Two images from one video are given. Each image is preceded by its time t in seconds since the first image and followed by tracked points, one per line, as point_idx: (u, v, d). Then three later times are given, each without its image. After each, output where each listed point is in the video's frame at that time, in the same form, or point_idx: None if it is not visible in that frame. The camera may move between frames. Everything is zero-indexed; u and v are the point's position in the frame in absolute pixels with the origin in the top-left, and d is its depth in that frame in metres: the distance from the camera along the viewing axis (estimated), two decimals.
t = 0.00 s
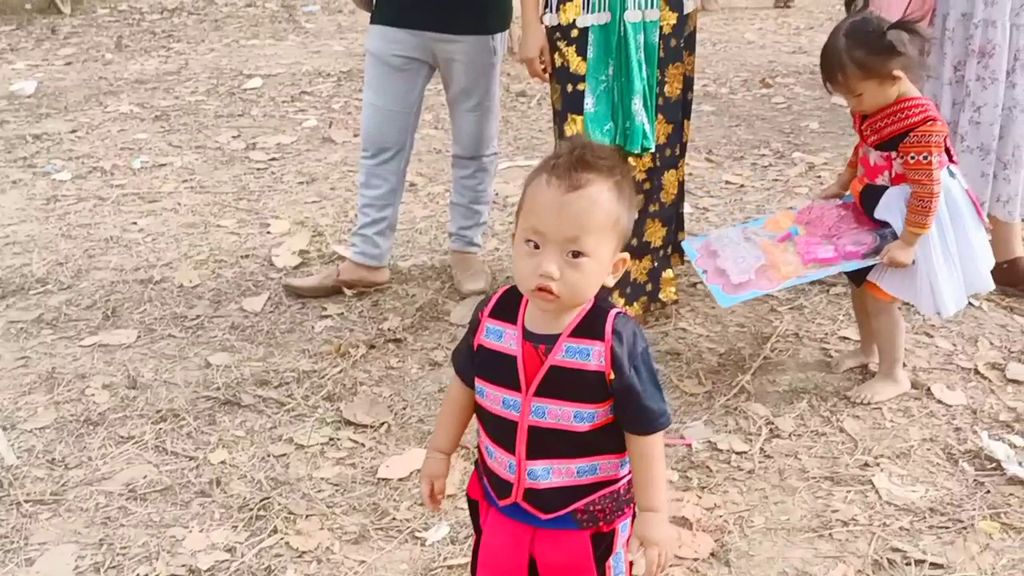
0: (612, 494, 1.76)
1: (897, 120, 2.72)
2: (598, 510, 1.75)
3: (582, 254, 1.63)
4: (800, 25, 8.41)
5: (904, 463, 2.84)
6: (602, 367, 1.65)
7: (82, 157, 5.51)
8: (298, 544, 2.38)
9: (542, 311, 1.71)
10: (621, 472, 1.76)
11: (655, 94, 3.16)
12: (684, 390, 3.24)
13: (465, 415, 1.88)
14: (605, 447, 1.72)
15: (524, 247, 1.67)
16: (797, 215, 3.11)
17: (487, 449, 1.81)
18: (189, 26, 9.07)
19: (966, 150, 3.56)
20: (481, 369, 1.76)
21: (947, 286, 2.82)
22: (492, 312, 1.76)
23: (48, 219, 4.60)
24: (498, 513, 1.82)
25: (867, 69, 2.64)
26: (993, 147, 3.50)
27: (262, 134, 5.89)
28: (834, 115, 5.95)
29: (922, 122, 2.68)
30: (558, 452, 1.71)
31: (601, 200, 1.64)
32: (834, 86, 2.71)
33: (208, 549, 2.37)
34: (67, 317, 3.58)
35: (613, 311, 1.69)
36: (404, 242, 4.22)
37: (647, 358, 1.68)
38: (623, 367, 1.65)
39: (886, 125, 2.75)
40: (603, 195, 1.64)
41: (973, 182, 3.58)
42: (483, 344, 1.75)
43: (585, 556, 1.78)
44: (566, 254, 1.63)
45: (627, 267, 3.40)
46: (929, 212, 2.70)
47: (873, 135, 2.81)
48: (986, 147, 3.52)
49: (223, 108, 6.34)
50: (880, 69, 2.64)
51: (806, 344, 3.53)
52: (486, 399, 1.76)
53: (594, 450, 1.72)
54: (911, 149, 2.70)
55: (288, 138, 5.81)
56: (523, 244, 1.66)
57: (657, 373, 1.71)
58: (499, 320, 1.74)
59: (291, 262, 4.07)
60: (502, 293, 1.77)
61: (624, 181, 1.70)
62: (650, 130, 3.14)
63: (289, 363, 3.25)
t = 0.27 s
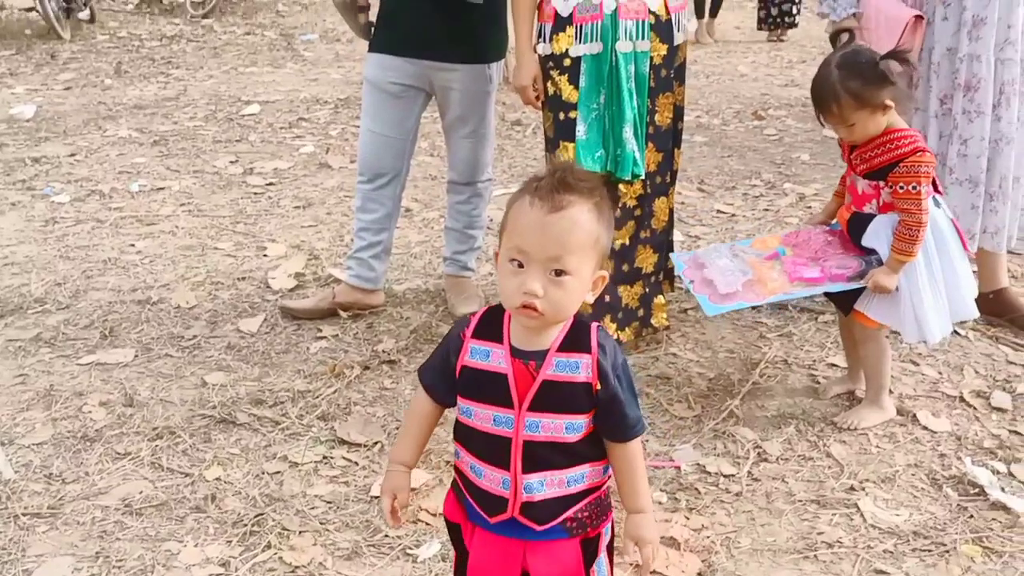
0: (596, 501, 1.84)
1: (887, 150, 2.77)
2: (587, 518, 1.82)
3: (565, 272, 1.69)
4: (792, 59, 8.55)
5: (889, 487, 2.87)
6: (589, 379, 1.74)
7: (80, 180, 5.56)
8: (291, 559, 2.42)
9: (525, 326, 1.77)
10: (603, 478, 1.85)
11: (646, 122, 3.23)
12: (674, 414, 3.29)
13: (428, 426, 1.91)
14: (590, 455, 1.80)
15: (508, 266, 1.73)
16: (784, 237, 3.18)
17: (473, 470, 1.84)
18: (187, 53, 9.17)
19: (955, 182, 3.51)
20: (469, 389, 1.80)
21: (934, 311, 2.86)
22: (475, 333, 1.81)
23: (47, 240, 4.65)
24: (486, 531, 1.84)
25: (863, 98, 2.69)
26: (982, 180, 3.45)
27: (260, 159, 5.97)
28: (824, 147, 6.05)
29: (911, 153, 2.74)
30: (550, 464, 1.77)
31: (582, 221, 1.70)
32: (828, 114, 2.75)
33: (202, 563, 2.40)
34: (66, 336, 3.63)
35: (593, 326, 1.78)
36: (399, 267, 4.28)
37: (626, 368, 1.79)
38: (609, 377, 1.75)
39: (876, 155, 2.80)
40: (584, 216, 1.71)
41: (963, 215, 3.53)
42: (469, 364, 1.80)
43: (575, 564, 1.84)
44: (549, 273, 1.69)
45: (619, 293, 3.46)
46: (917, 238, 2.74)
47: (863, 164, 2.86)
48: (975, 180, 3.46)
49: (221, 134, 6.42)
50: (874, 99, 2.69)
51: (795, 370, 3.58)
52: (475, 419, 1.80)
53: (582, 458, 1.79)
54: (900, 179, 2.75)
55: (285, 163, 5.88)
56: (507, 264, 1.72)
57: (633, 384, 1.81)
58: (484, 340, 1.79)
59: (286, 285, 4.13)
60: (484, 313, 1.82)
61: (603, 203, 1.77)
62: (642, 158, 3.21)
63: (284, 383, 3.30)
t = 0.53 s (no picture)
0: (594, 524, 1.95)
1: (884, 188, 2.82)
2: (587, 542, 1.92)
3: (560, 306, 1.75)
4: (786, 113, 8.71)
5: (877, 530, 2.89)
6: (589, 407, 1.86)
7: (79, 220, 5.62)
8: None
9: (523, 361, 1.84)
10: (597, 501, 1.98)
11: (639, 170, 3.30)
12: (666, 456, 3.32)
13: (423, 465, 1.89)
14: (589, 481, 1.92)
15: (506, 303, 1.78)
16: (776, 271, 3.23)
17: (477, 504, 1.89)
18: (188, 98, 9.30)
19: (948, 236, 3.50)
20: (473, 425, 1.86)
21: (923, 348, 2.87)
22: (475, 370, 1.87)
23: (45, 278, 4.70)
24: (493, 564, 1.89)
25: (864, 132, 2.73)
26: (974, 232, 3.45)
27: (258, 202, 6.05)
28: (817, 200, 6.15)
29: (908, 191, 2.78)
30: (556, 492, 1.86)
31: (575, 255, 1.77)
32: (829, 147, 2.79)
33: None
34: (63, 372, 3.67)
35: (586, 357, 1.91)
36: (396, 309, 4.34)
37: (616, 396, 1.93)
38: (607, 404, 1.88)
39: (872, 193, 2.85)
40: (575, 251, 1.77)
41: (955, 268, 3.52)
42: (472, 401, 1.86)
43: None
44: (546, 307, 1.75)
45: (611, 336, 3.51)
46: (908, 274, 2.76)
47: (858, 203, 2.91)
48: (968, 233, 3.46)
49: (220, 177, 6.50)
50: (874, 135, 2.74)
51: (785, 415, 3.60)
52: (481, 454, 1.86)
53: (582, 484, 1.90)
54: (898, 217, 2.79)
55: (283, 207, 5.96)
56: (504, 300, 1.78)
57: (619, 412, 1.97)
58: (485, 377, 1.86)
59: (283, 325, 4.17)
60: (481, 350, 1.88)
61: (592, 236, 1.83)
62: (634, 205, 3.28)
63: (280, 421, 3.33)
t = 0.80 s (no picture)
0: (594, 549, 1.98)
1: (890, 213, 2.81)
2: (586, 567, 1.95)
3: (562, 327, 1.79)
4: (785, 152, 8.79)
5: (874, 561, 2.89)
6: (590, 434, 1.88)
7: (79, 249, 5.65)
8: None
9: (525, 384, 1.87)
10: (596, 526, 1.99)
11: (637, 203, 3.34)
12: (664, 487, 3.32)
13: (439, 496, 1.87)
14: (589, 507, 1.94)
15: (508, 325, 1.82)
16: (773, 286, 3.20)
17: (480, 528, 1.92)
18: (188, 130, 9.37)
19: (949, 274, 3.53)
20: (474, 450, 1.88)
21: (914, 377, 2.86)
22: (477, 395, 1.89)
23: (45, 306, 4.72)
24: None
25: (874, 151, 2.73)
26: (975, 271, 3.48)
27: (258, 234, 6.08)
28: (815, 237, 6.20)
29: (914, 217, 2.78)
30: (556, 518, 1.89)
31: (577, 278, 1.81)
32: (837, 159, 2.78)
33: None
34: (62, 399, 3.68)
35: (587, 383, 1.93)
36: (395, 339, 4.36)
37: (617, 423, 1.95)
38: (608, 431, 1.90)
39: (877, 216, 2.84)
40: (578, 273, 1.81)
41: (958, 306, 3.53)
42: (473, 427, 1.88)
43: None
44: (548, 329, 1.78)
45: (610, 367, 3.53)
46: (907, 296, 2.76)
47: (862, 225, 2.89)
48: (969, 271, 3.49)
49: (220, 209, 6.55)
50: (884, 156, 2.74)
51: (784, 448, 3.61)
52: (482, 480, 1.88)
53: (582, 510, 1.92)
54: (901, 241, 2.77)
55: (283, 238, 5.99)
56: (507, 321, 1.81)
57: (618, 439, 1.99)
58: (487, 402, 1.88)
59: (282, 354, 4.19)
60: (483, 374, 1.90)
61: (594, 261, 1.87)
62: (632, 237, 3.31)
63: (280, 450, 3.35)
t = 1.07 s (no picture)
0: (598, 559, 1.97)
1: (898, 218, 2.83)
2: None
3: (566, 335, 1.81)
4: (785, 169, 8.84)
5: (871, 570, 2.90)
6: (592, 440, 1.90)
7: (79, 259, 5.66)
8: None
9: (528, 392, 1.90)
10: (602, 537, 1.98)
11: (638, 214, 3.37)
12: (663, 496, 3.33)
13: (441, 501, 1.95)
14: (592, 516, 1.94)
15: (512, 332, 1.84)
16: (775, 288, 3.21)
17: (481, 534, 1.93)
18: (188, 142, 9.40)
19: (948, 290, 3.55)
20: (477, 455, 1.91)
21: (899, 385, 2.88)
22: (479, 401, 1.93)
23: (44, 315, 4.73)
24: None
25: (889, 150, 2.77)
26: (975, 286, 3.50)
27: (258, 245, 6.10)
28: (814, 252, 6.24)
29: (921, 225, 2.81)
30: (558, 524, 1.89)
31: (582, 284, 1.84)
32: (852, 151, 2.82)
33: None
34: (62, 406, 3.69)
35: (590, 392, 1.95)
36: (396, 350, 4.39)
37: (621, 433, 1.96)
38: (610, 438, 1.91)
39: (886, 220, 2.86)
40: (582, 280, 1.85)
41: (959, 323, 3.54)
42: (476, 432, 1.91)
43: None
44: (552, 335, 1.81)
45: (610, 377, 3.55)
46: (906, 299, 2.79)
47: (867, 228, 2.91)
48: (969, 287, 3.52)
49: (219, 220, 6.57)
50: (899, 158, 2.78)
51: (782, 459, 3.62)
52: (483, 485, 1.90)
53: (585, 518, 1.92)
54: (907, 247, 2.79)
55: (283, 249, 6.01)
56: (511, 329, 1.83)
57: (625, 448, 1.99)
58: (489, 408, 1.91)
59: (283, 363, 4.20)
60: (486, 380, 1.94)
61: (597, 267, 1.91)
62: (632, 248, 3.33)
63: (280, 458, 3.36)
